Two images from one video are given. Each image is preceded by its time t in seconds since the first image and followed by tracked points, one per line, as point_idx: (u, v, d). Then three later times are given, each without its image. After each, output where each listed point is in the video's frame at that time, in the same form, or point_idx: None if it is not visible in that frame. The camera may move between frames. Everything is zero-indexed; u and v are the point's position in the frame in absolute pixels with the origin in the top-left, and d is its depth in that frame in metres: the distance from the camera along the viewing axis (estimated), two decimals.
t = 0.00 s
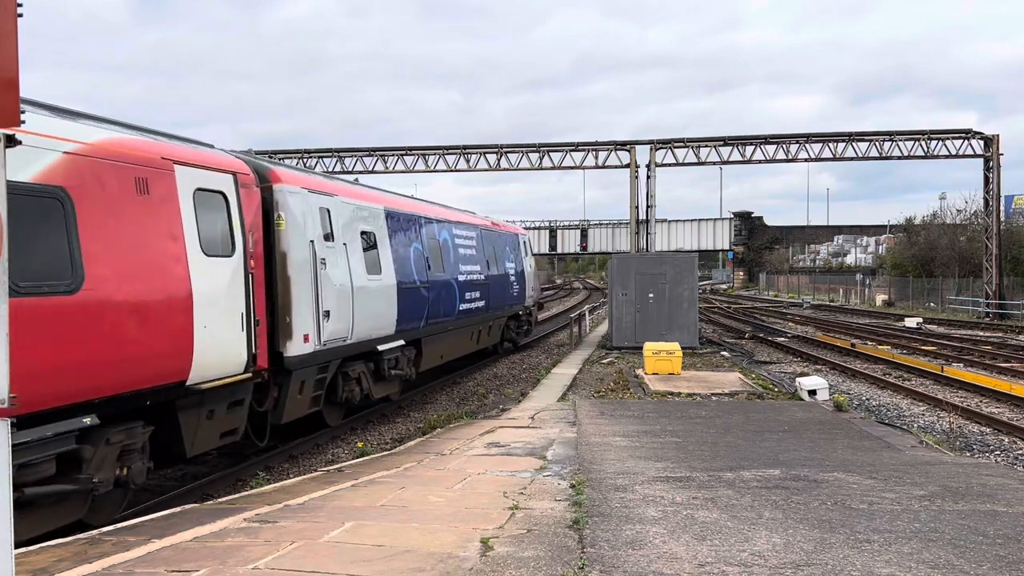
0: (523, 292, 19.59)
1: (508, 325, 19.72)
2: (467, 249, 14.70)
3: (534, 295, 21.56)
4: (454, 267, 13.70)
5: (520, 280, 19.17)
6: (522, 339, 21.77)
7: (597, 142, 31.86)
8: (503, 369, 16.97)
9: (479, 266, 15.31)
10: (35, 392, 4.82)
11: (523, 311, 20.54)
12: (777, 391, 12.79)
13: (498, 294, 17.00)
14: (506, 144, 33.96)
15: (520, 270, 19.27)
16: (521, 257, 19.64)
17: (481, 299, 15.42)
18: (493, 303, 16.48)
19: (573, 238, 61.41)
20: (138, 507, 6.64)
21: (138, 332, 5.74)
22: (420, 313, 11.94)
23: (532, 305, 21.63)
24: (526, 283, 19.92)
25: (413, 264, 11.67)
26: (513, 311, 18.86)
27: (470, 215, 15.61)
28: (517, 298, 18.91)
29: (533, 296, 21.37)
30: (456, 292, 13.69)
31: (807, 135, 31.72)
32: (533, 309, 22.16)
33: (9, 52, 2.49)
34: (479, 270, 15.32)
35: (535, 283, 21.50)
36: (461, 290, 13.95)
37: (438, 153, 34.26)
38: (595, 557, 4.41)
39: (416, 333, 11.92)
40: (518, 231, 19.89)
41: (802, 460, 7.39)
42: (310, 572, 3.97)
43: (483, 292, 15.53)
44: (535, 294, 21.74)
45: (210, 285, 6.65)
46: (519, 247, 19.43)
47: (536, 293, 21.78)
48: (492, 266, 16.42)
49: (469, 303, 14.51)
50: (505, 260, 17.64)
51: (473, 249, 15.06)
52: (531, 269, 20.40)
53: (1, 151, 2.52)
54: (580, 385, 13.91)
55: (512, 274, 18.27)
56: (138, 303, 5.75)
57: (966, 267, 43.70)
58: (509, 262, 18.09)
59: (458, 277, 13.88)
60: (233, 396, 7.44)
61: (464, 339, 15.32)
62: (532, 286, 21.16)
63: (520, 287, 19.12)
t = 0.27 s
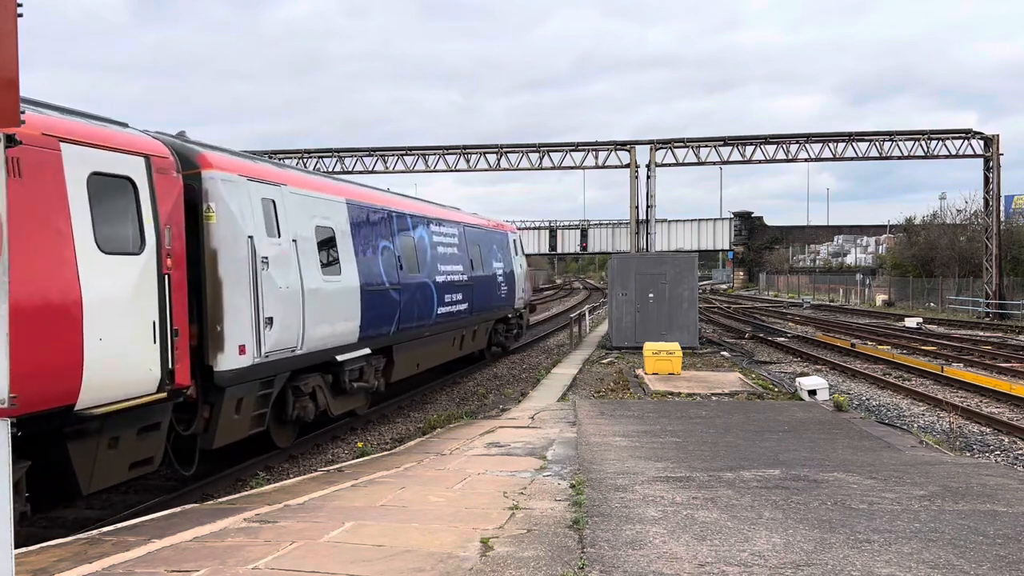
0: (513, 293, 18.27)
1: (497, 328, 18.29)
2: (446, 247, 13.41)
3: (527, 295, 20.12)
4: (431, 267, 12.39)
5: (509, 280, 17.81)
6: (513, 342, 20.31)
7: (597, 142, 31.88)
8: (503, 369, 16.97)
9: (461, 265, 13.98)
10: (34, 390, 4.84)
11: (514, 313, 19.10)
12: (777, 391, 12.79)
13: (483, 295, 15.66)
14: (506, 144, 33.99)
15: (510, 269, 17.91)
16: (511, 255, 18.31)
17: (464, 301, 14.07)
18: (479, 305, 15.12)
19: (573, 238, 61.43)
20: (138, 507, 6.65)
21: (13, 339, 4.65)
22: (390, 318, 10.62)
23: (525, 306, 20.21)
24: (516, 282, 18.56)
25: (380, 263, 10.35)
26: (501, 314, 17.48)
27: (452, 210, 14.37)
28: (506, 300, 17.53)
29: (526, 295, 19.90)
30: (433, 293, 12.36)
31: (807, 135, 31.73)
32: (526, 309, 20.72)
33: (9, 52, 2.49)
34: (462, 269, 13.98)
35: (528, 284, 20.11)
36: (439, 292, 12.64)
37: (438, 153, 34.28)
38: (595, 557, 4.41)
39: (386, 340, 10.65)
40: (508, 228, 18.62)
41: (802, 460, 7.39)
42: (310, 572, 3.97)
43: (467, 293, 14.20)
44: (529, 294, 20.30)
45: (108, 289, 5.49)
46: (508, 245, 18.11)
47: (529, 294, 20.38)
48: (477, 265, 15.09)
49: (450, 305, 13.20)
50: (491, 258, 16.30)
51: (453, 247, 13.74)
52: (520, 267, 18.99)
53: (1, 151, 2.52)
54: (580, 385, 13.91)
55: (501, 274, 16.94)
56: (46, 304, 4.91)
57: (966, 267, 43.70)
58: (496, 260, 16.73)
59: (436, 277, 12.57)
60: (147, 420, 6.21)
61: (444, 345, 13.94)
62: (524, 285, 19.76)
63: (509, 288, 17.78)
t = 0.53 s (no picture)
0: (500, 294, 17.03)
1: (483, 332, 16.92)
2: (422, 246, 12.20)
3: (516, 296, 18.75)
4: (404, 268, 11.17)
5: (495, 281, 16.58)
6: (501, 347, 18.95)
7: (597, 142, 31.92)
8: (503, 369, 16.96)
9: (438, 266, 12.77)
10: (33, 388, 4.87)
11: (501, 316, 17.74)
12: (777, 391, 12.79)
13: (465, 296, 14.47)
14: (506, 144, 34.04)
15: (495, 269, 16.68)
16: (496, 254, 17.06)
17: (442, 305, 12.85)
18: (459, 309, 13.90)
19: (573, 238, 61.46)
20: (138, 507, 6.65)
21: None
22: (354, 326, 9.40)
23: (513, 307, 18.84)
24: (502, 283, 17.30)
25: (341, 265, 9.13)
26: (486, 318, 16.25)
27: (430, 206, 13.21)
28: (491, 303, 16.31)
29: (514, 296, 18.54)
30: (406, 297, 11.15)
31: (807, 135, 31.76)
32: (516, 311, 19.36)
33: (9, 52, 2.49)
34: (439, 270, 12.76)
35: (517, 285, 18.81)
36: (414, 295, 11.46)
37: (438, 153, 34.30)
38: (595, 557, 4.41)
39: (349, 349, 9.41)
40: (495, 225, 17.40)
41: (802, 460, 7.40)
42: (310, 572, 3.97)
43: (444, 296, 12.97)
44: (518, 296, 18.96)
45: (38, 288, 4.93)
46: (493, 243, 16.89)
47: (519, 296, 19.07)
48: (456, 265, 13.89)
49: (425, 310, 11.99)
50: (474, 259, 15.08)
51: (429, 245, 12.53)
52: (507, 267, 17.71)
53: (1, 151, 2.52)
54: (580, 385, 13.91)
55: (485, 275, 15.72)
56: None
57: (966, 267, 43.70)
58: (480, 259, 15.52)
59: (409, 279, 11.36)
60: (26, 453, 5.14)
61: (419, 353, 12.60)
62: (513, 285, 18.42)
63: (494, 289, 16.55)
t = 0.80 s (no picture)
0: (487, 296, 15.78)
1: (468, 338, 15.60)
2: (393, 243, 11.00)
3: (504, 297, 17.43)
4: (371, 267, 9.94)
5: (481, 281, 15.34)
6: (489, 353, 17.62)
7: (597, 142, 31.95)
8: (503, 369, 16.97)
9: (413, 265, 11.53)
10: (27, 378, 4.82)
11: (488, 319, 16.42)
12: (777, 391, 12.79)
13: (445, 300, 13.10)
14: (506, 144, 34.07)
15: (481, 269, 15.44)
16: (483, 252, 15.81)
17: (417, 308, 11.61)
18: (438, 312, 12.64)
19: (573, 238, 61.48)
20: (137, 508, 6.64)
21: None
22: (306, 334, 8.19)
23: (502, 309, 17.54)
24: (489, 284, 16.03)
25: (288, 263, 7.89)
26: (472, 321, 14.99)
27: (405, 200, 12.05)
28: (476, 305, 15.04)
29: (502, 297, 17.22)
30: (372, 298, 9.92)
31: (807, 135, 31.78)
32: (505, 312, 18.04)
33: (9, 51, 2.49)
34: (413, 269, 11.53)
35: (506, 285, 17.52)
36: (383, 298, 10.28)
37: (438, 153, 34.31)
38: (595, 557, 4.41)
39: (301, 362, 8.22)
40: (482, 222, 16.19)
41: (802, 460, 7.40)
42: (309, 572, 3.97)
43: (420, 299, 11.74)
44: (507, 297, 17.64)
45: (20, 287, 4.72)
46: (479, 241, 15.64)
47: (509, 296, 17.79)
48: (435, 264, 12.66)
49: (396, 314, 10.76)
50: (456, 257, 13.83)
51: (402, 243, 11.31)
52: (494, 266, 16.43)
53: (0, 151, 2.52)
54: (580, 385, 13.91)
55: (469, 275, 14.47)
56: None
57: (966, 267, 43.70)
58: (463, 258, 14.28)
59: (376, 280, 10.14)
60: None
61: (390, 362, 11.34)
62: (501, 286, 17.13)
63: (480, 290, 15.28)
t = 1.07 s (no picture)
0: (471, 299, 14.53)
1: (448, 343, 14.29)
2: (359, 241, 9.75)
3: (491, 298, 16.14)
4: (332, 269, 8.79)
5: (464, 283, 14.07)
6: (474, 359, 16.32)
7: (597, 142, 31.97)
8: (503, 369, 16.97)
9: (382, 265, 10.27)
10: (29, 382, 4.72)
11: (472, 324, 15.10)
12: (777, 391, 12.79)
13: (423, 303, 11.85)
14: (506, 144, 34.09)
15: (465, 270, 14.19)
16: (468, 251, 14.58)
17: (387, 312, 10.35)
18: (414, 316, 11.38)
19: (573, 239, 61.57)
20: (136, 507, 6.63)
21: None
22: (245, 344, 7.00)
23: (489, 311, 16.24)
24: (474, 286, 14.77)
25: (221, 262, 6.68)
26: (454, 326, 13.71)
27: (377, 194, 10.86)
28: (459, 309, 13.78)
29: (488, 299, 15.90)
30: (331, 301, 8.68)
31: (807, 135, 31.82)
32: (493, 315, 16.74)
33: (9, 50, 2.49)
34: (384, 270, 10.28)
35: (494, 286, 16.25)
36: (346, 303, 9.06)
37: (438, 153, 34.33)
38: (595, 557, 4.41)
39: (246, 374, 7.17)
40: (467, 219, 14.99)
41: (802, 460, 7.40)
42: (309, 572, 3.97)
43: (391, 303, 10.48)
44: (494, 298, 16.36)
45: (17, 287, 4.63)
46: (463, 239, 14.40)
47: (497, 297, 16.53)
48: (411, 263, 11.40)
49: (362, 320, 9.51)
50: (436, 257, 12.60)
51: (370, 240, 10.05)
52: (479, 266, 15.16)
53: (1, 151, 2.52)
54: (580, 385, 13.91)
55: (450, 277, 13.21)
56: None
57: (966, 267, 43.71)
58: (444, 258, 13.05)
59: (336, 281, 8.87)
60: None
61: (353, 373, 10.08)
62: (488, 286, 15.84)
63: (463, 293, 14.03)
